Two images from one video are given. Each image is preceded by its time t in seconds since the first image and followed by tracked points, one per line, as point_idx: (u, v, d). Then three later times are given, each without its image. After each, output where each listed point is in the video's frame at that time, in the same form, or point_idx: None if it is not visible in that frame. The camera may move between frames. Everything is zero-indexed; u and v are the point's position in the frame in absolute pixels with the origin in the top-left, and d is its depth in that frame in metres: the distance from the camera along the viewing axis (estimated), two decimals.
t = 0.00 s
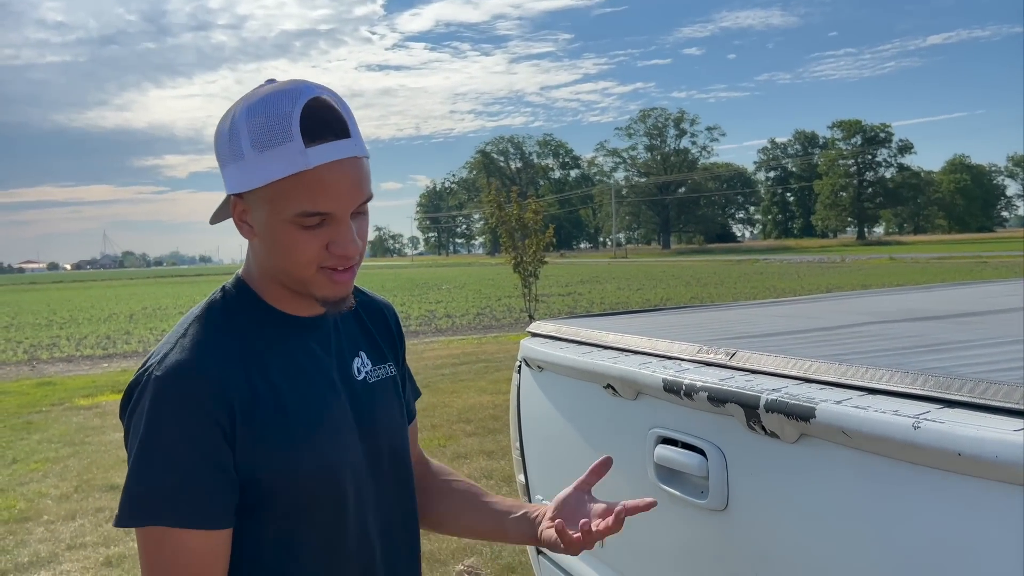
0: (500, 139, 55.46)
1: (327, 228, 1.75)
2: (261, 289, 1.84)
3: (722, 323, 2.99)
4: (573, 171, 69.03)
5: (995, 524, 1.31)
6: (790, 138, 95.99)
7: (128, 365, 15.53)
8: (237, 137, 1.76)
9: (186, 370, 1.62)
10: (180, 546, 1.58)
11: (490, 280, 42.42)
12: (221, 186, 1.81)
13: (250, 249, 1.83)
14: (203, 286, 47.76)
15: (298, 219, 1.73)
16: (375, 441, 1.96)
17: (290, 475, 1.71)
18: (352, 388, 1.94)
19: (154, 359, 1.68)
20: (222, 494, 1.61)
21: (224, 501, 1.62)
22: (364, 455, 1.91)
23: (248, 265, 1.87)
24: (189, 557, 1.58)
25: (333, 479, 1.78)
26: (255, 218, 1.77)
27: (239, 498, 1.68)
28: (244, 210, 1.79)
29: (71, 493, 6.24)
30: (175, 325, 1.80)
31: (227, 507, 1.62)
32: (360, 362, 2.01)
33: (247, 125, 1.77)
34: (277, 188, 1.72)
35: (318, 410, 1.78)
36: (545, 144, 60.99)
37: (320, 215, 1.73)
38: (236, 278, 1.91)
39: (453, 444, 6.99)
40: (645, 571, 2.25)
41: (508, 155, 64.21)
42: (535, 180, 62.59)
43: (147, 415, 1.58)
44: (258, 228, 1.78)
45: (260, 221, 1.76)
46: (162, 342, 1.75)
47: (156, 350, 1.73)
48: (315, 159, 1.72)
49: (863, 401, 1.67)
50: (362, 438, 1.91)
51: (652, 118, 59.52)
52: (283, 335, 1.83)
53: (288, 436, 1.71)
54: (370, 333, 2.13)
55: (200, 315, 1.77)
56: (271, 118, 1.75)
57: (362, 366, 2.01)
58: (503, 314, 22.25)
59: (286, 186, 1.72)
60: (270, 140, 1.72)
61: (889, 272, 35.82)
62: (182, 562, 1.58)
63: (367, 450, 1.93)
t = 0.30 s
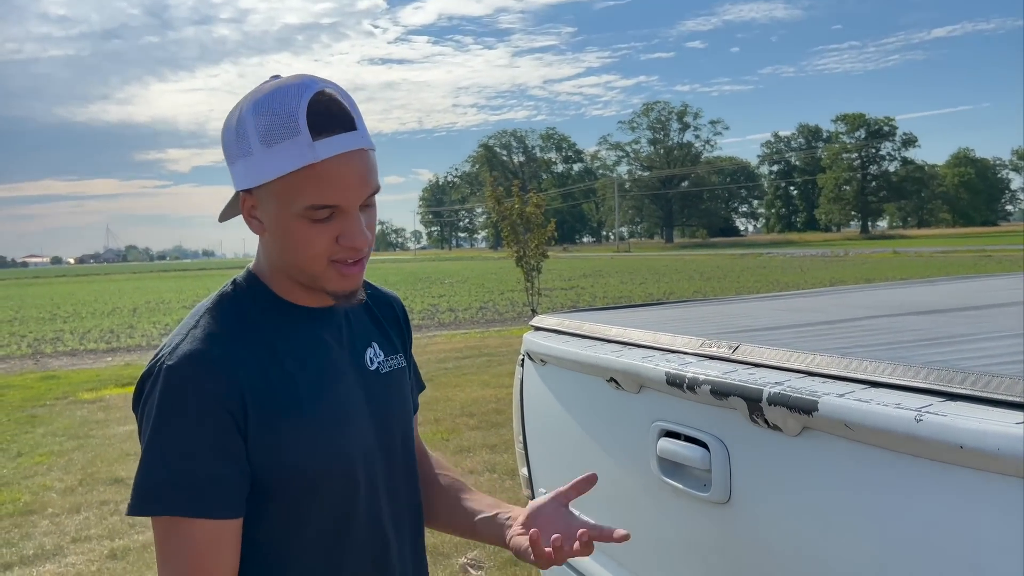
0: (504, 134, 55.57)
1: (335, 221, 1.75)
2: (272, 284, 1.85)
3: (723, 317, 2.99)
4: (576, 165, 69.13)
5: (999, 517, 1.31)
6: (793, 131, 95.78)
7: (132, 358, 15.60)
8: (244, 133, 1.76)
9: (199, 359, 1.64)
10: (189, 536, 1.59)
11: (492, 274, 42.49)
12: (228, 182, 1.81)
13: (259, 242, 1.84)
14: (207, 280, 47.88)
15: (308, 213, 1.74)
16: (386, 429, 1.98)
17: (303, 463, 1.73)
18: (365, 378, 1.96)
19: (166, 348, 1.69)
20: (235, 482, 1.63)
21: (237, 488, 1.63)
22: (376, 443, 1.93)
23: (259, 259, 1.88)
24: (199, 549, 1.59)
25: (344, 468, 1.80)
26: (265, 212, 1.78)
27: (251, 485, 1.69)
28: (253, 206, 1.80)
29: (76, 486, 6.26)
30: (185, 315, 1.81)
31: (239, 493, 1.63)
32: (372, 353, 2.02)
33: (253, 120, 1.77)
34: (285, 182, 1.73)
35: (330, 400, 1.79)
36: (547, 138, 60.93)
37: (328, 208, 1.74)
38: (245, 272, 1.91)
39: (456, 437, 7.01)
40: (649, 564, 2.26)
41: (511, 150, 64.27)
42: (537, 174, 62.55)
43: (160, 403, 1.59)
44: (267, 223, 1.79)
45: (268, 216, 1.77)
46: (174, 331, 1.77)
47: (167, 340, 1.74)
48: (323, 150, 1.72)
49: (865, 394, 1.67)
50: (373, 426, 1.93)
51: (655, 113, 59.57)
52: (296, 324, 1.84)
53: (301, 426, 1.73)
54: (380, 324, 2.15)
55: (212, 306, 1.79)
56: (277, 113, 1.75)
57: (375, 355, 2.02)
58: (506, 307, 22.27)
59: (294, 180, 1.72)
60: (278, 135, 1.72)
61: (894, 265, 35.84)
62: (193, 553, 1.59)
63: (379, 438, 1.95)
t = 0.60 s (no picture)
0: (507, 126, 55.54)
1: (348, 196, 1.87)
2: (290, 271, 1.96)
3: (724, 310, 2.98)
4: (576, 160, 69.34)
5: (998, 510, 1.31)
6: (796, 126, 95.62)
7: (138, 352, 15.62)
8: (258, 116, 1.90)
9: (212, 349, 1.74)
10: (194, 517, 1.68)
11: (492, 269, 42.53)
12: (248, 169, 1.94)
13: (278, 230, 1.96)
14: (210, 273, 47.93)
15: (321, 187, 1.85)
16: (400, 416, 2.07)
17: (314, 450, 1.83)
18: (379, 368, 2.04)
19: (184, 338, 1.80)
20: (243, 466, 1.72)
21: (246, 475, 1.73)
22: (389, 430, 2.02)
23: (279, 250, 1.99)
24: (204, 528, 1.68)
25: (354, 456, 1.89)
26: (280, 193, 1.90)
27: (260, 473, 1.79)
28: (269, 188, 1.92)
29: (83, 479, 6.29)
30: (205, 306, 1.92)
31: (246, 480, 1.73)
32: (388, 346, 2.11)
33: (266, 104, 1.91)
34: (300, 157, 1.85)
35: (342, 395, 1.89)
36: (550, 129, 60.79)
37: (339, 182, 1.85)
38: (264, 264, 2.03)
39: (459, 431, 7.02)
40: (652, 561, 2.26)
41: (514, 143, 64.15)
42: (538, 166, 62.57)
43: (171, 388, 1.69)
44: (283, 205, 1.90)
45: (285, 197, 1.88)
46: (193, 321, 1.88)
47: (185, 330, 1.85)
48: (334, 123, 1.85)
49: (867, 389, 1.67)
50: (386, 415, 2.02)
51: (659, 106, 59.53)
52: (312, 316, 1.94)
53: (311, 417, 1.83)
54: (397, 316, 2.23)
55: (230, 297, 1.89)
56: (287, 94, 1.88)
57: (390, 350, 2.11)
58: (508, 302, 22.28)
59: (308, 155, 1.85)
60: (291, 112, 1.85)
61: (897, 261, 35.87)
62: (199, 533, 1.68)
63: (392, 428, 2.04)
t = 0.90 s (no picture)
0: (529, 111, 54.89)
1: (349, 175, 1.62)
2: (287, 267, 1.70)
3: (769, 315, 2.69)
4: (608, 144, 67.82)
5: None
6: (836, 112, 93.54)
7: (108, 361, 15.44)
8: (247, 95, 1.68)
9: (182, 351, 1.51)
10: (159, 536, 1.46)
11: (513, 268, 41.81)
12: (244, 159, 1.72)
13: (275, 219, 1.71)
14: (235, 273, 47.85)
15: (314, 166, 1.61)
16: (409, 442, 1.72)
17: (294, 475, 1.55)
18: (385, 383, 1.72)
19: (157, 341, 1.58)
20: (211, 489, 1.48)
21: (214, 497, 1.48)
22: (395, 457, 1.69)
23: (277, 244, 1.74)
24: (174, 549, 1.46)
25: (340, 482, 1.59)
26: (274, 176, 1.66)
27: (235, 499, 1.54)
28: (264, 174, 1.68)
29: (47, 504, 6.08)
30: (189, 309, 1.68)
31: (217, 503, 1.49)
32: (402, 357, 1.77)
33: (258, 75, 1.68)
34: (291, 133, 1.61)
35: (335, 413, 1.61)
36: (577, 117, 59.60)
37: (336, 159, 1.61)
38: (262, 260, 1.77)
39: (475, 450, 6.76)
40: None
41: (537, 128, 63.45)
42: (564, 157, 61.40)
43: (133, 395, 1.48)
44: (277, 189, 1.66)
45: (280, 182, 1.65)
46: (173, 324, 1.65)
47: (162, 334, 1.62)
48: (331, 94, 1.60)
49: (936, 402, 1.41)
50: (391, 438, 1.69)
51: (695, 86, 57.96)
52: (306, 319, 1.66)
53: (298, 436, 1.55)
54: (421, 326, 1.89)
55: (217, 296, 1.64)
56: (278, 66, 1.65)
57: (404, 362, 1.77)
58: (529, 305, 21.90)
59: (300, 131, 1.61)
60: (280, 84, 1.62)
61: (963, 257, 34.52)
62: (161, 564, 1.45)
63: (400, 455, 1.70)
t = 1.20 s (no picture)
0: (531, 106, 54.87)
1: (361, 164, 1.62)
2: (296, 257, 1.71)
3: (771, 310, 2.68)
4: (610, 140, 67.77)
5: None
6: (839, 108, 93.36)
7: (111, 355, 15.45)
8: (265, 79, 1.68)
9: (189, 339, 1.51)
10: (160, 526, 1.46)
11: (514, 262, 41.80)
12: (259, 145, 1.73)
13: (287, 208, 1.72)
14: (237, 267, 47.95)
15: (327, 152, 1.61)
16: (417, 439, 1.72)
17: (299, 469, 1.55)
18: (394, 378, 1.72)
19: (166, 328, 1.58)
20: (216, 481, 1.48)
21: (216, 487, 1.49)
22: (402, 454, 1.68)
23: (288, 236, 1.74)
24: (176, 538, 1.46)
25: (345, 478, 1.59)
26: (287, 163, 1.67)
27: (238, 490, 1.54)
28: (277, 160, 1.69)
29: (50, 498, 6.09)
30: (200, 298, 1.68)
31: (220, 493, 1.49)
32: (410, 353, 1.77)
33: (274, 60, 1.68)
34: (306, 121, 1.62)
35: (338, 409, 1.60)
36: (578, 112, 59.55)
37: (350, 146, 1.61)
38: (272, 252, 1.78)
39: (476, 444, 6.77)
40: None
41: (538, 123, 63.38)
42: (566, 150, 61.31)
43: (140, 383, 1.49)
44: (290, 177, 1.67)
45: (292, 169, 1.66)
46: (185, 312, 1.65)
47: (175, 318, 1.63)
48: (343, 82, 1.61)
49: (937, 399, 1.40)
50: (398, 435, 1.69)
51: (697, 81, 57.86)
52: (312, 312, 1.67)
53: (302, 429, 1.55)
54: (431, 323, 1.89)
55: (225, 288, 1.65)
56: (297, 51, 1.65)
57: (413, 356, 1.77)
58: (530, 301, 21.92)
59: (313, 118, 1.61)
60: (298, 69, 1.62)
61: (965, 252, 34.48)
62: (163, 553, 1.46)
63: (405, 451, 1.69)
